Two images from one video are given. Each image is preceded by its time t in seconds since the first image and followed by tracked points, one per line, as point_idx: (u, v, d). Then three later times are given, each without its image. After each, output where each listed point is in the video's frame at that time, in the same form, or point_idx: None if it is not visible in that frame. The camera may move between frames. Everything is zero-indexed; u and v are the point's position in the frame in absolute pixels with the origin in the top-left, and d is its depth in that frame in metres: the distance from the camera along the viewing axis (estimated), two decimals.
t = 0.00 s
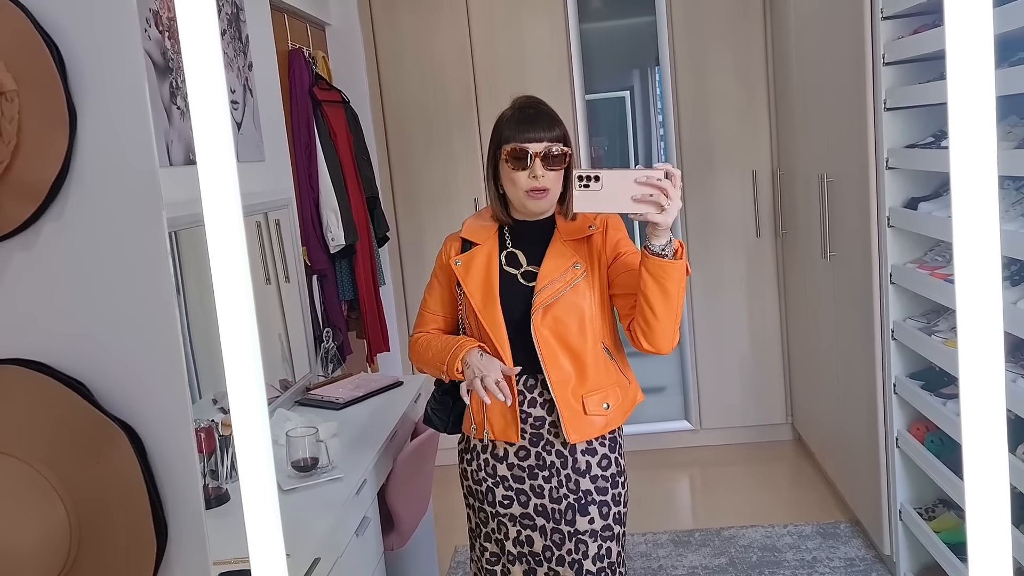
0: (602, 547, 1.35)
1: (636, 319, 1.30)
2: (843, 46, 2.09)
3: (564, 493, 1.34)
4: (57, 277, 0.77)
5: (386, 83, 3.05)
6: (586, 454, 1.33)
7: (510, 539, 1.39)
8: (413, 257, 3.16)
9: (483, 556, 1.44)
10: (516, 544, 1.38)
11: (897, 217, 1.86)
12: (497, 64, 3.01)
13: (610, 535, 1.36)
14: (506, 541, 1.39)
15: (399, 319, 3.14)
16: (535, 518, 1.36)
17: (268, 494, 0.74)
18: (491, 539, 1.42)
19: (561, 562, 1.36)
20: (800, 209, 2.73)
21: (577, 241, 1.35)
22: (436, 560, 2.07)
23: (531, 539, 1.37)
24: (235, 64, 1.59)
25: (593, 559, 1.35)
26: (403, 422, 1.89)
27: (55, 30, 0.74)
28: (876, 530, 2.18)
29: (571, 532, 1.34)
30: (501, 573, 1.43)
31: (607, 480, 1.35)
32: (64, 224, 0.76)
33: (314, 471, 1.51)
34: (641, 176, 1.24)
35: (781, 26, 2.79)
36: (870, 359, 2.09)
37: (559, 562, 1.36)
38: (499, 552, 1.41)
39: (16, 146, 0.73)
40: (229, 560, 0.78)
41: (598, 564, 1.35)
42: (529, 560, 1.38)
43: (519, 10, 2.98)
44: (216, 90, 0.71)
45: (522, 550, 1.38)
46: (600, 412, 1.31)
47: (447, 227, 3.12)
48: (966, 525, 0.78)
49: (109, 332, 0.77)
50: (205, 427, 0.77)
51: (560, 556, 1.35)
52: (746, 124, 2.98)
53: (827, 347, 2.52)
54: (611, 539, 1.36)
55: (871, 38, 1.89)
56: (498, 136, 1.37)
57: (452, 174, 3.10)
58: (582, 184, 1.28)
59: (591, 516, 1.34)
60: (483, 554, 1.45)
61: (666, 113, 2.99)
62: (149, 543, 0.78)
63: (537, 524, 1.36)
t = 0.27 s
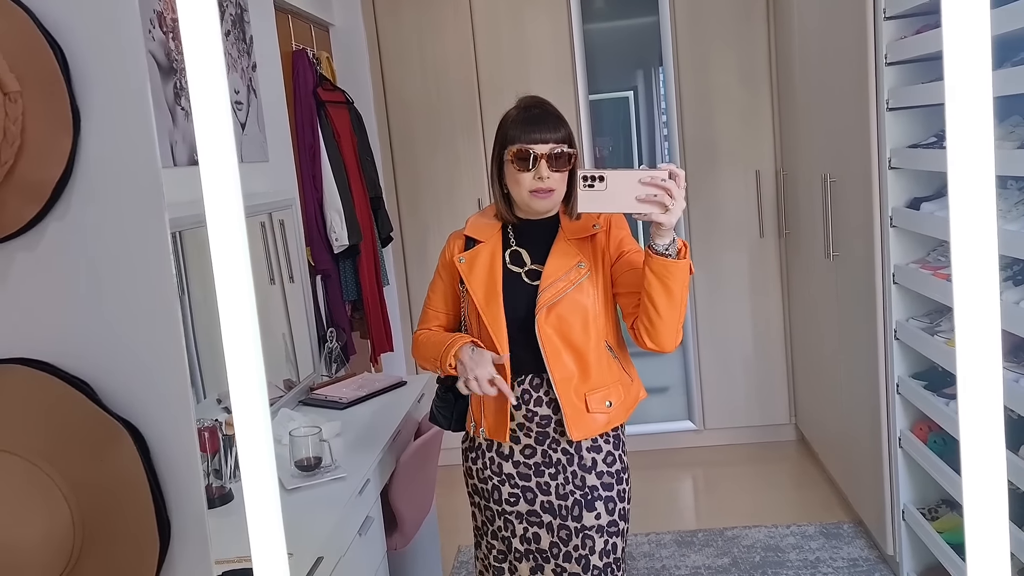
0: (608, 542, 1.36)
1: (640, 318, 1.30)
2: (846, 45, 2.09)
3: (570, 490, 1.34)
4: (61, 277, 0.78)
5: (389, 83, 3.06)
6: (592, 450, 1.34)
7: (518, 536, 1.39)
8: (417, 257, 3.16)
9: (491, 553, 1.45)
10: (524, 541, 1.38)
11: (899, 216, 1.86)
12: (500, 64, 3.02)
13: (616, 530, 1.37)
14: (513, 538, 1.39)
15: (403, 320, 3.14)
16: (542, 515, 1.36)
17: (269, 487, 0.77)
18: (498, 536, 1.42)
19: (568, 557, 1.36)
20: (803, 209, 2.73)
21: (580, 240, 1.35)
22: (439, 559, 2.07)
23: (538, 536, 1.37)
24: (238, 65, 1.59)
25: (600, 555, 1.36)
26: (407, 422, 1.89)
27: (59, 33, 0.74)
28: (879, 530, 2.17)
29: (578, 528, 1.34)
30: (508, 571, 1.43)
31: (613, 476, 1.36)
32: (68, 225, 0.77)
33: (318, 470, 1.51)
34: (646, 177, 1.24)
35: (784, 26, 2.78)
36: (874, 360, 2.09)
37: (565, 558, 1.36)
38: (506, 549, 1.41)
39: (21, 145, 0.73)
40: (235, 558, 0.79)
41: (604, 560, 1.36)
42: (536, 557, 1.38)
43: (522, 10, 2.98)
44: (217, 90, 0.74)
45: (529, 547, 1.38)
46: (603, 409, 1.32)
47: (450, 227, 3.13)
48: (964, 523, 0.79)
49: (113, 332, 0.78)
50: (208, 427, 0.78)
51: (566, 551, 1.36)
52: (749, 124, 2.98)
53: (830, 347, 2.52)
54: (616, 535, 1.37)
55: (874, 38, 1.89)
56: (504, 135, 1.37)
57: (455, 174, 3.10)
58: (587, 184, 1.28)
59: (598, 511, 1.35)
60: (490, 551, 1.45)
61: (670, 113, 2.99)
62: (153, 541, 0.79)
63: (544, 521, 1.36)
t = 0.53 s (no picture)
0: (609, 535, 1.37)
1: (641, 315, 1.30)
2: (848, 43, 2.09)
3: (573, 483, 1.35)
4: (67, 272, 0.78)
5: (392, 83, 3.06)
6: (595, 444, 1.35)
7: (520, 530, 1.39)
8: (420, 257, 3.17)
9: (494, 547, 1.45)
10: (526, 535, 1.39)
11: (901, 214, 1.86)
12: (503, 63, 3.02)
13: (617, 524, 1.38)
14: (516, 533, 1.39)
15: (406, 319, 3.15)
16: (545, 509, 1.36)
17: (275, 485, 0.77)
18: (500, 531, 1.42)
19: (570, 551, 1.36)
20: (806, 207, 2.73)
21: (583, 237, 1.36)
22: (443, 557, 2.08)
23: (541, 530, 1.37)
24: (242, 63, 1.60)
25: (601, 547, 1.36)
26: (410, 419, 1.90)
27: (66, 29, 0.75)
28: (882, 527, 2.18)
29: (580, 521, 1.35)
30: (511, 565, 1.43)
31: (615, 470, 1.37)
32: (74, 220, 0.78)
33: (322, 466, 1.52)
34: (648, 177, 1.25)
35: (786, 24, 2.79)
36: (876, 357, 2.09)
37: (567, 551, 1.36)
38: (508, 543, 1.41)
39: (27, 138, 0.73)
40: (238, 553, 0.80)
41: (604, 553, 1.37)
42: (539, 551, 1.38)
43: (524, 9, 2.99)
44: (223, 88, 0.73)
45: (531, 541, 1.38)
46: (607, 404, 1.32)
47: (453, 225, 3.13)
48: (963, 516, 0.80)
49: (120, 325, 0.79)
50: (213, 423, 0.81)
51: (569, 544, 1.36)
52: (751, 122, 2.98)
53: (832, 344, 2.52)
54: (617, 528, 1.38)
55: (876, 35, 1.90)
56: (505, 134, 1.38)
57: (458, 173, 3.11)
58: (591, 183, 1.28)
59: (599, 504, 1.35)
60: (494, 545, 1.46)
61: (672, 111, 3.00)
62: (159, 534, 0.79)
63: (546, 514, 1.36)
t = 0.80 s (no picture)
0: (609, 538, 1.37)
1: (641, 317, 1.31)
2: (848, 47, 2.10)
3: (574, 486, 1.35)
4: (72, 277, 0.79)
5: (394, 86, 3.07)
6: (595, 447, 1.35)
7: (521, 534, 1.39)
8: (422, 260, 3.17)
9: (496, 551, 1.45)
10: (527, 538, 1.39)
11: (902, 218, 1.87)
12: (504, 66, 3.03)
13: (617, 527, 1.38)
14: (516, 536, 1.40)
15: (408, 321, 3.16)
16: (545, 512, 1.37)
17: (277, 489, 0.77)
18: (501, 534, 1.42)
19: (570, 555, 1.36)
20: (807, 211, 2.74)
21: (582, 240, 1.36)
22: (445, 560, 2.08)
23: (541, 533, 1.38)
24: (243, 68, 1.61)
25: (601, 550, 1.37)
26: (411, 422, 1.91)
27: (71, 38, 0.76)
28: (883, 531, 2.18)
29: (580, 524, 1.35)
30: (512, 569, 1.43)
31: (615, 473, 1.37)
32: (78, 226, 0.78)
33: (323, 470, 1.52)
34: (649, 179, 1.25)
35: (787, 28, 2.79)
36: (877, 360, 2.10)
37: (568, 555, 1.37)
38: (509, 547, 1.42)
39: (32, 145, 0.74)
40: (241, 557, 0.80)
41: (604, 556, 1.37)
42: (539, 555, 1.38)
43: (526, 13, 3.00)
44: (225, 93, 0.73)
45: (532, 545, 1.39)
46: (606, 408, 1.32)
47: (455, 228, 3.14)
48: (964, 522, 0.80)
49: (123, 331, 0.79)
50: (215, 426, 0.79)
51: (569, 548, 1.36)
52: (753, 125, 2.99)
53: (833, 347, 2.52)
54: (617, 531, 1.38)
55: (876, 40, 1.90)
56: (502, 138, 1.38)
57: (459, 176, 3.11)
58: (592, 186, 1.29)
59: (599, 507, 1.35)
60: (495, 548, 1.46)
61: (673, 115, 3.00)
62: (161, 537, 0.80)
63: (546, 518, 1.37)
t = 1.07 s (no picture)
0: (608, 541, 1.37)
1: (644, 319, 1.30)
2: (851, 49, 2.10)
3: (574, 489, 1.35)
4: (77, 279, 0.79)
5: (396, 88, 3.07)
6: (596, 450, 1.34)
7: (522, 536, 1.39)
8: (423, 261, 3.17)
9: (497, 553, 1.45)
10: (527, 540, 1.39)
11: (905, 220, 1.87)
12: (506, 67, 3.03)
13: (616, 530, 1.38)
14: (517, 538, 1.40)
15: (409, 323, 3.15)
16: (545, 514, 1.37)
17: (283, 488, 0.79)
18: (503, 536, 1.42)
19: (568, 558, 1.36)
20: (809, 213, 2.74)
21: (585, 242, 1.36)
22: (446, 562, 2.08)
23: (541, 535, 1.38)
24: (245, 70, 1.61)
25: (599, 553, 1.36)
26: (414, 424, 1.90)
27: (77, 41, 0.76)
28: (885, 533, 2.18)
29: (579, 527, 1.35)
30: (512, 571, 1.43)
31: (616, 476, 1.37)
32: (84, 228, 0.78)
33: (326, 472, 1.52)
34: (649, 179, 1.25)
35: (790, 29, 2.79)
36: (880, 363, 2.10)
37: (565, 558, 1.37)
38: (510, 549, 1.42)
39: (38, 148, 0.74)
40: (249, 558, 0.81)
41: (603, 559, 1.37)
42: (539, 557, 1.39)
43: (528, 14, 3.00)
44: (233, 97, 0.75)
45: (532, 547, 1.39)
46: (610, 410, 1.32)
47: (457, 230, 3.14)
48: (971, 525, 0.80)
49: (129, 334, 0.79)
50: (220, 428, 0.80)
51: (567, 551, 1.36)
52: (755, 127, 2.99)
53: (836, 350, 2.52)
54: (616, 535, 1.38)
55: (879, 42, 1.90)
56: (503, 142, 1.38)
57: (462, 178, 3.11)
58: (592, 187, 1.29)
59: (600, 510, 1.35)
60: (497, 550, 1.46)
61: (675, 117, 3.00)
62: (166, 541, 0.79)
63: (547, 520, 1.37)
